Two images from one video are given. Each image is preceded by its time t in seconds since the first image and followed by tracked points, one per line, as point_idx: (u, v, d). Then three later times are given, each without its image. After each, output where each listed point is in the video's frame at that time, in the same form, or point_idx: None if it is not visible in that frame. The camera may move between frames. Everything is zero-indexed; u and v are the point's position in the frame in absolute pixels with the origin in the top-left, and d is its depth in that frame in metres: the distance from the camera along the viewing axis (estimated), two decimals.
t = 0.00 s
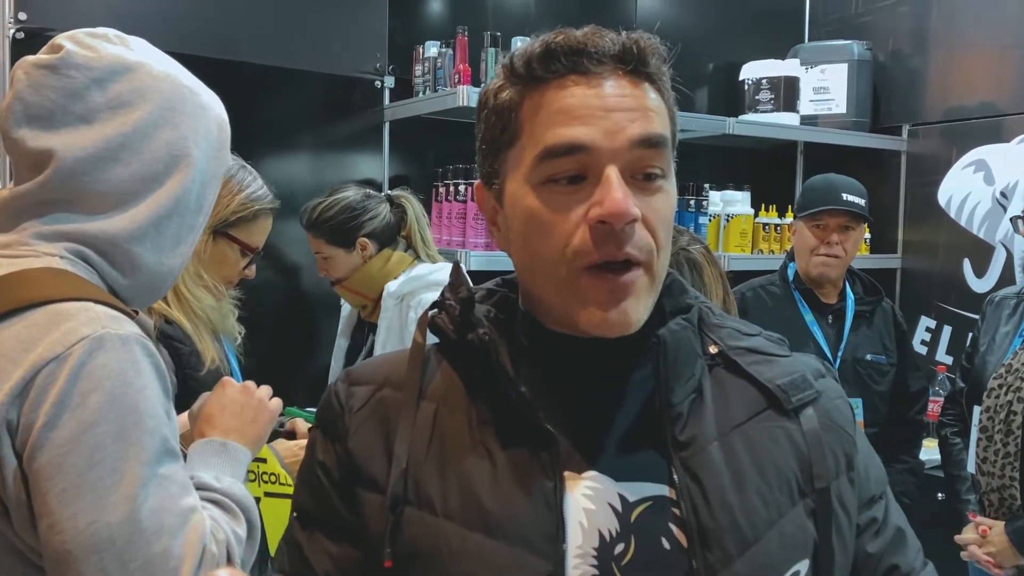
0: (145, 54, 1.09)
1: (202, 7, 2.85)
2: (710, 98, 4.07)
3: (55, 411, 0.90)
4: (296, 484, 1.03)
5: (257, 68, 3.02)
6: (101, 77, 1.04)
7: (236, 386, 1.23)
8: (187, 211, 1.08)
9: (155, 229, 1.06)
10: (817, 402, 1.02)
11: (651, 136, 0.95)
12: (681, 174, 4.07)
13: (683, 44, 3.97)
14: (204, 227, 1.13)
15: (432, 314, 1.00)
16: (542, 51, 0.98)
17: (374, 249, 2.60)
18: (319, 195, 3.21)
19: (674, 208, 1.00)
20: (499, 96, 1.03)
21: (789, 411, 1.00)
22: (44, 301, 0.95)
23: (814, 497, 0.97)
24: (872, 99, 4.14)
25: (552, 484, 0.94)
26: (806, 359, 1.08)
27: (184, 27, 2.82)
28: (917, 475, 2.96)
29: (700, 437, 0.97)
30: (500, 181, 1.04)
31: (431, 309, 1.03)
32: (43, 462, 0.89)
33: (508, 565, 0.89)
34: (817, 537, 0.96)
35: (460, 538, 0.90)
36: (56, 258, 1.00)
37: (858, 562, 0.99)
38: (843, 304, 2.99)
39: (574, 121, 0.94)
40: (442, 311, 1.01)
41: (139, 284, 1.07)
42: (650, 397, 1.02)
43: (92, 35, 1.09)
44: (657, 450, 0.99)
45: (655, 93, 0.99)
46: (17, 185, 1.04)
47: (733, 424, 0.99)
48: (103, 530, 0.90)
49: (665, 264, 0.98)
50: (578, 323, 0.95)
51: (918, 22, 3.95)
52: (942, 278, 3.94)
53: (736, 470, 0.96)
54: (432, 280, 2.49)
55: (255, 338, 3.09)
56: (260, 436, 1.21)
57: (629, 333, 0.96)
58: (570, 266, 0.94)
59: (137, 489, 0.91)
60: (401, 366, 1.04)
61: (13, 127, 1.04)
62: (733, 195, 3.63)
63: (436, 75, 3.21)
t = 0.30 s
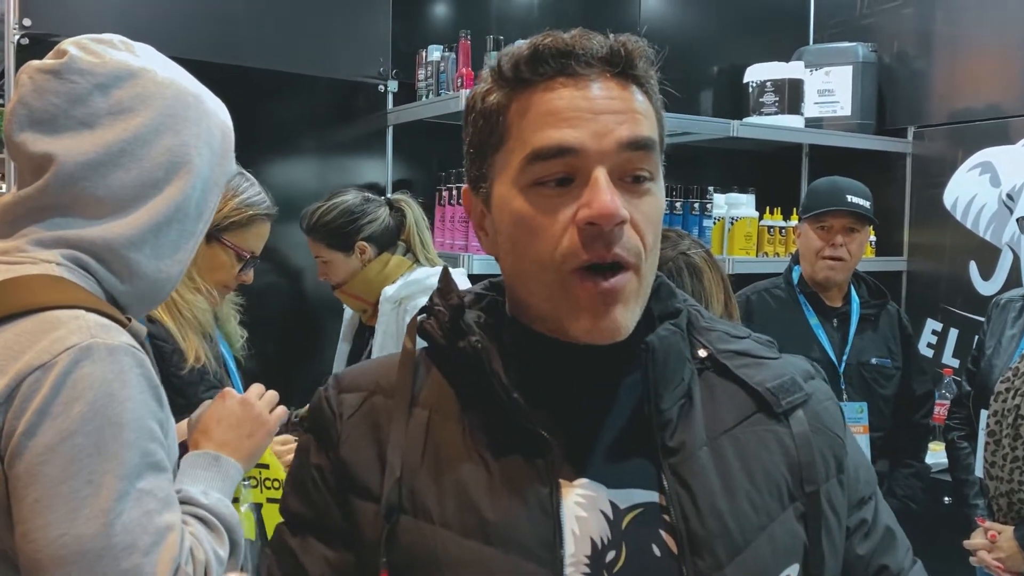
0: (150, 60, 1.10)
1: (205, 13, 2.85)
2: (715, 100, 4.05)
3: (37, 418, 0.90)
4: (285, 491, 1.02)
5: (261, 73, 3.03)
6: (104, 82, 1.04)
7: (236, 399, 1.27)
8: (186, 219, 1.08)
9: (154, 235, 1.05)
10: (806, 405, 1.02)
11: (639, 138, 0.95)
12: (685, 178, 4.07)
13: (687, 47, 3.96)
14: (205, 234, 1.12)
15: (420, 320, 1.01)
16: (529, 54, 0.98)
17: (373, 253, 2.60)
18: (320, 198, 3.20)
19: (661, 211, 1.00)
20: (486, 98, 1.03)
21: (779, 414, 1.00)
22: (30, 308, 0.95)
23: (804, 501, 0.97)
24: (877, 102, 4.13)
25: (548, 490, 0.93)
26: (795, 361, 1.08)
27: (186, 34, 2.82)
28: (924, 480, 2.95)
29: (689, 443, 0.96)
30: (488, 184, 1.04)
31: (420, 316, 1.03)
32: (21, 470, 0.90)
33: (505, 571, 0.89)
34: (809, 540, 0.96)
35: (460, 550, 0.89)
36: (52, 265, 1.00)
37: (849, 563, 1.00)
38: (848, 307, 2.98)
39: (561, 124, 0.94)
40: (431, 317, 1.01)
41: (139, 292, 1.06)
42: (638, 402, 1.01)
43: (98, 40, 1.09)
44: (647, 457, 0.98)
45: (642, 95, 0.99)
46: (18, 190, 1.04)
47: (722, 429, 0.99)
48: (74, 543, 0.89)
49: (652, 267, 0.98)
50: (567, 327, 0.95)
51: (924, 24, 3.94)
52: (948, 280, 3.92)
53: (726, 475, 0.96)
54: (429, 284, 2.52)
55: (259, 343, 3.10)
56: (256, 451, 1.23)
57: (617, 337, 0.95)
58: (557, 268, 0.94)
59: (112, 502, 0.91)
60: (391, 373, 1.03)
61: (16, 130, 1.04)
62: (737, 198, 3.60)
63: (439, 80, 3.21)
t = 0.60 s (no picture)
0: (158, 67, 1.11)
1: (209, 13, 2.74)
2: (721, 102, 4.02)
3: (37, 424, 0.90)
4: (279, 491, 1.02)
5: (268, 78, 3.03)
6: (112, 89, 1.05)
7: (238, 410, 1.28)
8: (191, 225, 1.08)
9: (158, 241, 1.05)
10: (794, 403, 1.02)
11: (627, 146, 0.95)
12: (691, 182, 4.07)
13: (693, 48, 3.89)
14: (209, 240, 1.12)
15: (412, 323, 1.01)
16: (518, 61, 0.98)
17: (377, 256, 2.62)
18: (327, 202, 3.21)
19: (649, 217, 1.00)
20: (476, 103, 1.03)
21: (768, 414, 1.00)
22: (32, 314, 0.96)
23: (793, 500, 0.96)
24: (884, 103, 4.11)
25: (547, 490, 0.93)
26: (783, 360, 1.08)
27: (189, 33, 2.71)
28: (933, 483, 2.93)
29: (676, 444, 0.96)
30: (477, 189, 1.04)
31: (411, 319, 1.03)
32: (21, 476, 0.90)
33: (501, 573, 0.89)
34: (798, 539, 0.95)
35: (461, 551, 0.89)
36: (55, 272, 1.00)
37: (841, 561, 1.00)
38: (855, 310, 2.96)
39: (550, 132, 0.94)
40: (423, 320, 1.01)
41: (142, 298, 1.07)
42: (626, 402, 1.01)
43: (107, 48, 1.10)
44: (635, 457, 0.98)
45: (632, 103, 0.99)
46: (26, 195, 1.05)
47: (709, 429, 0.99)
48: (73, 550, 0.90)
49: (640, 272, 0.98)
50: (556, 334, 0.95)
51: (931, 25, 3.92)
52: (956, 282, 3.90)
53: (713, 475, 0.95)
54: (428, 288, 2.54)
55: (266, 347, 3.10)
56: (257, 459, 1.24)
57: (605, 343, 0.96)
58: (546, 275, 0.95)
59: (111, 509, 0.91)
60: (386, 375, 1.03)
61: (24, 136, 1.05)
62: (743, 200, 3.58)
63: (444, 83, 3.21)
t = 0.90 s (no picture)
0: (169, 71, 1.11)
1: (219, 18, 2.76)
2: (731, 103, 3.99)
3: (56, 428, 0.90)
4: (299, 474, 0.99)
5: (278, 82, 3.04)
6: (125, 93, 1.05)
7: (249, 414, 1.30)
8: (204, 227, 1.08)
9: (172, 243, 1.06)
10: (799, 406, 1.01)
11: (622, 151, 0.95)
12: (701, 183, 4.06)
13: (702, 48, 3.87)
14: (222, 242, 1.13)
15: (424, 321, 1.01)
16: (516, 67, 0.98)
17: (386, 258, 2.64)
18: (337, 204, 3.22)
19: (648, 223, 1.00)
20: (477, 108, 1.03)
21: (770, 415, 0.99)
22: (50, 319, 0.96)
23: (796, 502, 0.95)
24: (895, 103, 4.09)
25: (563, 479, 0.93)
26: (789, 363, 1.07)
27: (200, 38, 2.72)
28: (948, 485, 2.91)
29: (675, 445, 0.96)
30: (477, 193, 1.04)
31: (423, 317, 1.04)
32: (40, 480, 0.90)
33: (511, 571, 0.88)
34: (803, 539, 0.94)
35: (478, 537, 0.89)
36: (71, 275, 1.00)
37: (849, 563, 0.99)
38: (869, 311, 2.95)
39: (544, 136, 0.94)
40: (434, 318, 1.01)
41: (155, 300, 1.07)
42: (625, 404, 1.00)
43: (119, 52, 1.10)
44: (634, 456, 0.98)
45: (630, 108, 0.98)
46: (41, 199, 1.05)
47: (710, 430, 0.98)
48: (93, 553, 0.90)
49: (637, 277, 0.98)
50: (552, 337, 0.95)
51: (942, 25, 3.90)
52: (969, 283, 3.87)
53: (713, 476, 0.95)
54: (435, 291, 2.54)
55: (277, 349, 3.11)
56: (269, 463, 1.26)
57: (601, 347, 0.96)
58: (540, 278, 0.94)
59: (130, 512, 0.91)
60: (402, 367, 1.02)
61: (38, 139, 1.05)
62: (754, 201, 3.57)
63: (453, 85, 3.22)
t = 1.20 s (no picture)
0: (184, 78, 1.12)
1: (232, 23, 2.78)
2: (741, 104, 3.99)
3: (73, 438, 0.92)
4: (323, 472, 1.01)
5: (290, 86, 3.06)
6: (140, 101, 1.07)
7: (267, 421, 1.28)
8: (220, 233, 1.10)
9: (188, 250, 1.07)
10: (821, 414, 1.01)
11: (630, 158, 0.95)
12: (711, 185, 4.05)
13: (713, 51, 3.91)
14: (238, 248, 1.14)
15: (441, 326, 1.01)
16: (527, 75, 0.99)
17: (399, 262, 2.64)
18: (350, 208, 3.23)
19: (661, 230, 1.00)
20: (491, 116, 1.04)
21: (791, 424, 0.99)
22: (66, 330, 0.97)
23: (817, 512, 0.95)
24: (907, 105, 4.07)
25: (580, 483, 0.94)
26: (811, 371, 1.07)
27: (213, 44, 2.75)
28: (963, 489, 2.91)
29: (693, 453, 0.97)
30: (491, 200, 1.05)
31: (442, 321, 1.04)
32: (56, 490, 0.92)
33: None
34: (823, 550, 0.94)
35: (496, 538, 0.90)
36: (88, 285, 1.02)
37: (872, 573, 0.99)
38: (885, 314, 2.94)
39: (552, 144, 0.95)
40: (452, 322, 1.02)
41: (172, 307, 1.09)
42: (642, 413, 1.01)
43: (136, 60, 1.12)
44: (652, 466, 0.98)
45: (640, 115, 0.99)
46: (58, 208, 1.06)
47: (730, 439, 0.98)
48: (106, 562, 0.91)
49: (647, 284, 0.98)
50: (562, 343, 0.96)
51: (954, 26, 3.89)
52: (982, 285, 3.86)
53: (731, 485, 0.95)
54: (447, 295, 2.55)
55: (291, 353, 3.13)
56: (288, 472, 1.25)
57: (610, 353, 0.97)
58: (547, 285, 0.95)
59: (144, 523, 0.92)
60: (423, 370, 1.03)
61: (55, 149, 1.06)
62: (765, 204, 3.57)
63: (465, 90, 3.24)
